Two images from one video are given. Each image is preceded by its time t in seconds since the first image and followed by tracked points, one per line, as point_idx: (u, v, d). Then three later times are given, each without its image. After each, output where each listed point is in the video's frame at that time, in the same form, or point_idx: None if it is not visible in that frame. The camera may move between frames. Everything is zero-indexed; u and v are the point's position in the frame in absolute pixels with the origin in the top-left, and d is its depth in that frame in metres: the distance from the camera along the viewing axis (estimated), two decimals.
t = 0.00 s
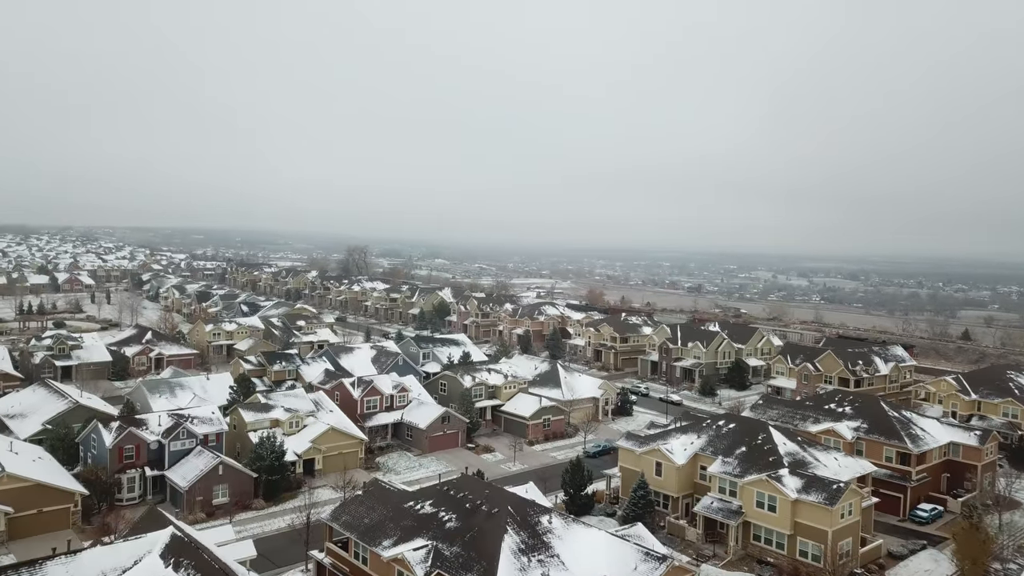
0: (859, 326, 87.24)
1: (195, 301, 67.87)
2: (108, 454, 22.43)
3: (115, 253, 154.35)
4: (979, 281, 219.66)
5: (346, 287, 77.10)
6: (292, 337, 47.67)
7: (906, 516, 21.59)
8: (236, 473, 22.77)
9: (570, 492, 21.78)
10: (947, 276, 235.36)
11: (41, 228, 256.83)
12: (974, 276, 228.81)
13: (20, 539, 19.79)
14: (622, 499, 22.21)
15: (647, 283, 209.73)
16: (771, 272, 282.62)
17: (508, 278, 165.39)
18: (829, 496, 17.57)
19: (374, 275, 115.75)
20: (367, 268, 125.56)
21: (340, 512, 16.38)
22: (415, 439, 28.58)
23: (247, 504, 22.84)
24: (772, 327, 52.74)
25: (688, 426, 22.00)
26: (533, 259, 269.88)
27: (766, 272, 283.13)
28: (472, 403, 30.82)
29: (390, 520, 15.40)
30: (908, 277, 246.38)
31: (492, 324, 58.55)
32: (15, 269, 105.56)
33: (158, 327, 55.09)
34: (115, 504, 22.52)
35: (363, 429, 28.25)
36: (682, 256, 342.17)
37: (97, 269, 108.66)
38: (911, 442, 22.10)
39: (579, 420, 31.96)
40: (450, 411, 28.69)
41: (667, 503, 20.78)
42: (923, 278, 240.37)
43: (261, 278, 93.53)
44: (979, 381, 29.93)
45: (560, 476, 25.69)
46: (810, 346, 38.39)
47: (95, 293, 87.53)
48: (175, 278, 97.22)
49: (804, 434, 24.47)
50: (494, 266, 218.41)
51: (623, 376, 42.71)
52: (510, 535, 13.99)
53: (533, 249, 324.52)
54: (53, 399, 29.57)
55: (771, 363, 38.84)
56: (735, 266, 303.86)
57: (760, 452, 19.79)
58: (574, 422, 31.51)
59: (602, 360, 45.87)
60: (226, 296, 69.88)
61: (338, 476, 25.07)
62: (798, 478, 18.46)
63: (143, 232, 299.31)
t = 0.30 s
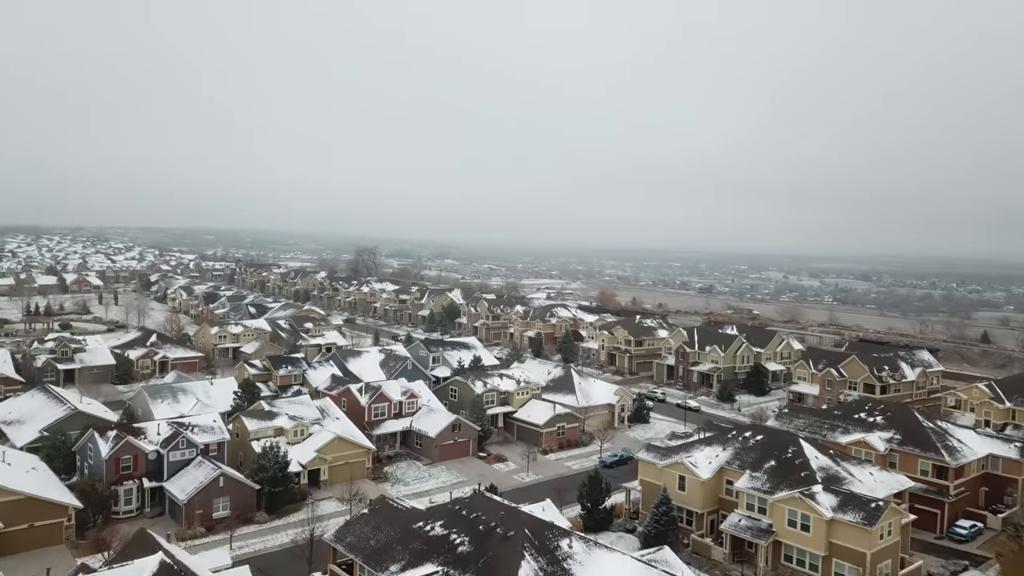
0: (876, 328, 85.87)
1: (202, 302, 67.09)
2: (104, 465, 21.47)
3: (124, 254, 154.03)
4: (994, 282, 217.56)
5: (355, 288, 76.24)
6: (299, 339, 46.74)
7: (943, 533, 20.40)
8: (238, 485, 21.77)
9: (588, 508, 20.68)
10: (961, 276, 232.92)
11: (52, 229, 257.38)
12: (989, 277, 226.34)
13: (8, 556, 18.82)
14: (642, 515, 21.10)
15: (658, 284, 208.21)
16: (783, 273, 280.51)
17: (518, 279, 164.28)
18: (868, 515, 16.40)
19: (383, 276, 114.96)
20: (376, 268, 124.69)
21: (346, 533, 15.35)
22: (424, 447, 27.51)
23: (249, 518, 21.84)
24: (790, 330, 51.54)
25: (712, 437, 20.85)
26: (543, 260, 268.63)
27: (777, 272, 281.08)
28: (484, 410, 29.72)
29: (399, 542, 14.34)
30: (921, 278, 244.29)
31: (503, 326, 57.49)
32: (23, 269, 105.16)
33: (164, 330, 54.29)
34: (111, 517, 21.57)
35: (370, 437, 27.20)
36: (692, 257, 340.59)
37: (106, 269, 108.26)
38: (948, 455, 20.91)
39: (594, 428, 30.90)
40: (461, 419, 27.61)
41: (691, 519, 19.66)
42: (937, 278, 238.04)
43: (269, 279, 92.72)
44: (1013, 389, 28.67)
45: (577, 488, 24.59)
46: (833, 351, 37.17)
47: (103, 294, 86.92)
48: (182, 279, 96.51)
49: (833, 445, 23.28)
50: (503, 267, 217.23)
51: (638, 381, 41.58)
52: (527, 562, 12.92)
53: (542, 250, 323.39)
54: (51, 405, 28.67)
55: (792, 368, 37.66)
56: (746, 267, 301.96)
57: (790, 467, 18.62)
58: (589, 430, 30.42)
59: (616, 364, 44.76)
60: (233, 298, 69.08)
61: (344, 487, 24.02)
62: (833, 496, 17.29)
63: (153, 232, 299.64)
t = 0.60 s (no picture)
0: (893, 330, 84.36)
1: (210, 304, 66.31)
2: (98, 478, 20.47)
3: (134, 254, 153.79)
4: (1008, 282, 215.12)
5: (364, 289, 75.35)
6: (307, 342, 45.82)
7: (985, 552, 19.19)
8: (239, 498, 20.78)
9: (606, 524, 19.57)
10: (975, 277, 230.43)
11: (63, 229, 258.04)
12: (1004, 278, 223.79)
13: None
14: (664, 531, 19.98)
15: (669, 284, 206.61)
16: (794, 273, 278.33)
17: (528, 279, 163.13)
18: (911, 538, 15.22)
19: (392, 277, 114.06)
20: (385, 268, 123.78)
21: (349, 556, 14.31)
22: (434, 457, 26.46)
23: (251, 532, 20.83)
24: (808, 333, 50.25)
25: (739, 450, 19.69)
26: (553, 260, 267.32)
27: (789, 273, 278.92)
28: (496, 417, 28.63)
29: (405, 568, 13.25)
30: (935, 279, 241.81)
31: (514, 328, 56.33)
32: (31, 270, 104.73)
33: (170, 332, 53.42)
34: (107, 531, 20.59)
35: (378, 446, 26.16)
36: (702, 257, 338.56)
37: (115, 270, 107.85)
38: (989, 469, 19.70)
39: (609, 436, 29.83)
40: (472, 428, 26.52)
41: (717, 537, 18.53)
42: (950, 279, 235.59)
43: (278, 279, 91.94)
44: None
45: (593, 502, 23.46)
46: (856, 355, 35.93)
47: (110, 295, 86.28)
48: (191, 279, 95.86)
49: (864, 457, 22.07)
50: (513, 267, 216.10)
51: (654, 386, 40.46)
52: None
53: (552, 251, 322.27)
54: (49, 411, 27.79)
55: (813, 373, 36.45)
56: (758, 267, 299.91)
57: (824, 483, 17.46)
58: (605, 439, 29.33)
59: (631, 368, 43.64)
60: (241, 299, 68.25)
61: (351, 499, 22.98)
62: (871, 515, 16.12)
63: (164, 233, 300.07)
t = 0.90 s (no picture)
0: (910, 332, 82.85)
1: (217, 305, 65.45)
2: (93, 491, 19.51)
3: (144, 255, 153.47)
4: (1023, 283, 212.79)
5: (373, 290, 74.40)
6: (314, 344, 44.82)
7: None
8: (240, 513, 19.76)
9: (627, 542, 18.45)
10: (990, 278, 228.01)
11: (74, 229, 258.51)
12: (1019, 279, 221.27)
13: None
14: (688, 550, 18.86)
15: (680, 285, 204.93)
16: (806, 274, 276.15)
17: (538, 280, 161.90)
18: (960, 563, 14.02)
19: (402, 278, 113.20)
20: (395, 269, 122.83)
21: None
22: (444, 467, 25.36)
23: (251, 548, 19.80)
24: (828, 336, 48.91)
25: (769, 464, 18.52)
26: (563, 261, 266.01)
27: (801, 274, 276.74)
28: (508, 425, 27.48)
29: None
30: (949, 279, 239.40)
31: (525, 330, 55.07)
32: (40, 270, 104.33)
33: (176, 334, 52.61)
34: (101, 547, 19.61)
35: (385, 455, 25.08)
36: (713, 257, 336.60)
37: (124, 271, 107.33)
38: None
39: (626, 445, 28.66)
40: (483, 436, 25.45)
41: (746, 558, 17.40)
42: (964, 279, 233.13)
43: (286, 279, 91.07)
44: None
45: (612, 516, 22.34)
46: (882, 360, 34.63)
47: (118, 296, 85.68)
48: (199, 280, 95.18)
49: (899, 471, 20.87)
50: (523, 268, 214.93)
51: (670, 391, 39.28)
52: None
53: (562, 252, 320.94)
54: (46, 418, 26.86)
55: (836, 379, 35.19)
56: (769, 268, 297.82)
57: (863, 502, 16.28)
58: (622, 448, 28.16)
59: (646, 372, 42.46)
60: (249, 300, 67.48)
61: (357, 513, 21.94)
62: (915, 537, 14.93)
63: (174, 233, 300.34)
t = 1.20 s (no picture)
0: (929, 335, 81.26)
1: (224, 306, 64.66)
2: (86, 505, 18.51)
3: (153, 255, 153.29)
4: None
5: (382, 291, 73.48)
6: (321, 347, 43.87)
7: None
8: (240, 528, 18.75)
9: (649, 563, 17.32)
10: (1005, 279, 225.55)
11: (85, 230, 259.10)
12: None
13: None
14: (714, 572, 17.72)
15: (691, 286, 203.37)
16: (818, 274, 273.96)
17: (549, 281, 160.78)
18: None
19: (412, 278, 112.33)
20: (404, 270, 121.93)
21: None
22: (454, 477, 24.29)
23: (252, 566, 18.78)
24: (849, 340, 47.60)
25: (801, 481, 17.36)
26: (573, 261, 264.76)
27: (813, 274, 274.59)
28: (522, 433, 26.37)
29: None
30: (963, 280, 236.95)
31: (537, 333, 53.96)
32: (49, 271, 104.03)
33: (183, 336, 51.80)
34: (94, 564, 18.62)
35: (394, 465, 24.02)
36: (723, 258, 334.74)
37: (133, 271, 106.90)
38: None
39: (644, 454, 27.56)
40: (496, 446, 24.35)
41: None
42: (979, 280, 230.75)
43: (295, 280, 90.32)
44: None
45: (631, 531, 21.22)
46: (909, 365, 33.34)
47: (126, 296, 85.11)
48: (208, 281, 94.56)
49: (937, 486, 19.70)
50: (533, 268, 213.75)
51: (687, 396, 38.13)
52: None
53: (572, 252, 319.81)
54: (44, 425, 25.98)
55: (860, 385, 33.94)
56: (781, 268, 295.55)
57: (906, 523, 15.11)
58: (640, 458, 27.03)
59: (661, 376, 41.32)
60: (257, 301, 66.70)
61: (364, 527, 20.91)
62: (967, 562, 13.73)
63: (185, 233, 300.81)
